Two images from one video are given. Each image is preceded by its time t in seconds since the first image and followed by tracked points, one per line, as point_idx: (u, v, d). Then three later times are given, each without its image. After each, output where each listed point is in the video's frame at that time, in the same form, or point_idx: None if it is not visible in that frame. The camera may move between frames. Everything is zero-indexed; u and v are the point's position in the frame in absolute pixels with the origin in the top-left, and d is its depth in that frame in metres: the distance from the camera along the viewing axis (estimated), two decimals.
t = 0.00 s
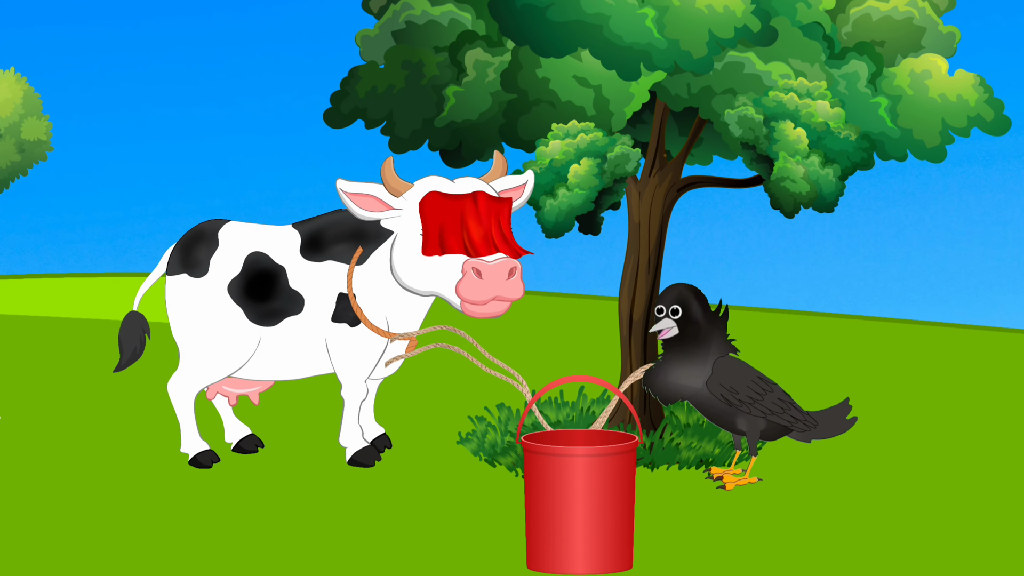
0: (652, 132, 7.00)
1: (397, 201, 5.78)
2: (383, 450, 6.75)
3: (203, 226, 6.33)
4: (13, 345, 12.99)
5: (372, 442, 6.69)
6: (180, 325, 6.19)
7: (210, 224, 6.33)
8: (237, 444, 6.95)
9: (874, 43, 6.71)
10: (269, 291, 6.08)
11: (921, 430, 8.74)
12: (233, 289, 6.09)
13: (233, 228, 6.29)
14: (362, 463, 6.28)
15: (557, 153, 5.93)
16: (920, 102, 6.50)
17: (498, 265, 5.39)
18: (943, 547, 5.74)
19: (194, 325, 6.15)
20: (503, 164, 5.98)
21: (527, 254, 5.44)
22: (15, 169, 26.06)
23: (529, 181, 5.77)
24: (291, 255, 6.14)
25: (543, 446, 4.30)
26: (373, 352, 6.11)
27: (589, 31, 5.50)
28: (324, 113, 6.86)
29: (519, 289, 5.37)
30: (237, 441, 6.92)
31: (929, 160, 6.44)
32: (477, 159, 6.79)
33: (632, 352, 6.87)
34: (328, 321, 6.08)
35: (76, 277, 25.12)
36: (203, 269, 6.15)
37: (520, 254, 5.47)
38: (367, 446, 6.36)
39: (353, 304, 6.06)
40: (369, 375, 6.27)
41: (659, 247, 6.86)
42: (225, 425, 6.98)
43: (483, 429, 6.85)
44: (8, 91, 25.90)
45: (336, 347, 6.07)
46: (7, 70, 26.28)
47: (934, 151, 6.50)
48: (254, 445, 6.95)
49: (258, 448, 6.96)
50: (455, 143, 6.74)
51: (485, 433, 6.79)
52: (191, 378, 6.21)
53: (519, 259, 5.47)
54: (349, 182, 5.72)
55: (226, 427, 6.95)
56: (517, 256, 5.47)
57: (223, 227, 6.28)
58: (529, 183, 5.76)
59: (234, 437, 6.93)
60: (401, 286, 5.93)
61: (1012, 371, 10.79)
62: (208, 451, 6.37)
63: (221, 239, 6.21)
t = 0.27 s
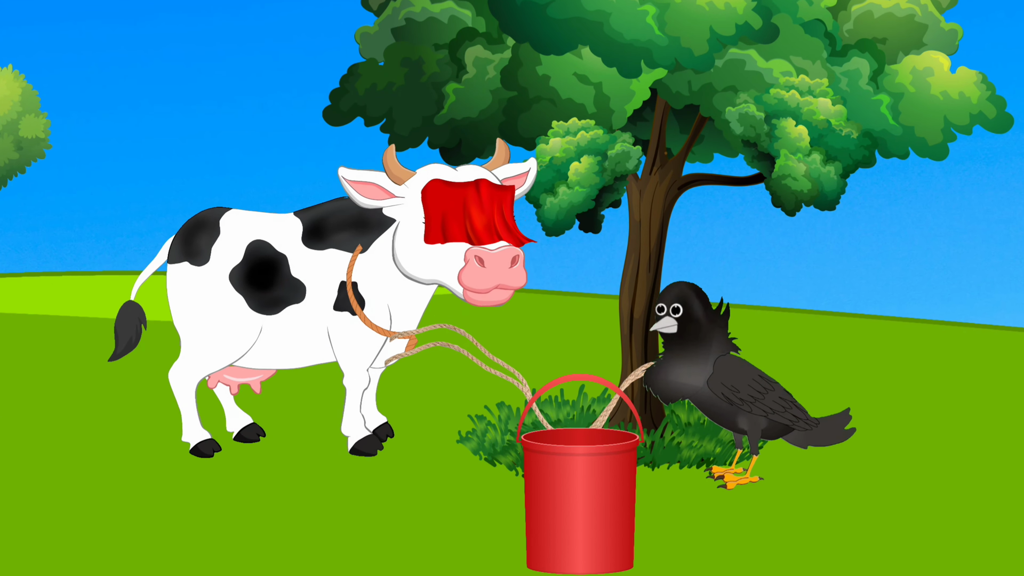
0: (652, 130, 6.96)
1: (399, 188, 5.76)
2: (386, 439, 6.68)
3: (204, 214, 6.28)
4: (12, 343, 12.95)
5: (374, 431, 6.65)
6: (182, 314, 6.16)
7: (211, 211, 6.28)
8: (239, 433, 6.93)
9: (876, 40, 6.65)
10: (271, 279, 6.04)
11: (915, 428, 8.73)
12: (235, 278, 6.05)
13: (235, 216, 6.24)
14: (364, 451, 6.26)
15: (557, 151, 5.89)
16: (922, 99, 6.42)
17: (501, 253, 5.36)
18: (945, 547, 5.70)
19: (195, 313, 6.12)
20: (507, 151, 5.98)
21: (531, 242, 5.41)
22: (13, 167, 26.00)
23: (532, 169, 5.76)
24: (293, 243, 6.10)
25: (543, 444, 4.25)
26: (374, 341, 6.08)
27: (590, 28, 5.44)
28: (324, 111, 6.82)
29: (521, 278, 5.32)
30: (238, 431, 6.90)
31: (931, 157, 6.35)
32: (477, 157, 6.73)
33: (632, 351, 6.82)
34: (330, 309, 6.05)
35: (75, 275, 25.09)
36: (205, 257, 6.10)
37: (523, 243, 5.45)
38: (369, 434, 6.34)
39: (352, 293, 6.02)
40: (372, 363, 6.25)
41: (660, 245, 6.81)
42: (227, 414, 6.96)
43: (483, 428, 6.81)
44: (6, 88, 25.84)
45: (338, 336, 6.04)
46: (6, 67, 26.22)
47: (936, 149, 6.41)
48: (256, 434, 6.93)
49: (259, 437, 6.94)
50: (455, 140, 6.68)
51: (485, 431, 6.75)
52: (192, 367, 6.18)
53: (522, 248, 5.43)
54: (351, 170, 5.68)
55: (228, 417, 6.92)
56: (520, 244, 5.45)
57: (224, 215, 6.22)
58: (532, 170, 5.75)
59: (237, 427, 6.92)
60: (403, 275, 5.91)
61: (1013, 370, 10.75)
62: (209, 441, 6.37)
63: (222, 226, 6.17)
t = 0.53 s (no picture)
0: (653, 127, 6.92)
1: (402, 176, 5.77)
2: (387, 428, 6.64)
3: (205, 202, 6.22)
4: (9, 341, 12.89)
5: (375, 420, 6.61)
6: (183, 302, 6.12)
7: (212, 199, 6.22)
8: (241, 422, 6.90)
9: (877, 37, 6.61)
10: (273, 268, 5.99)
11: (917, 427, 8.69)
12: (236, 266, 6.01)
13: (236, 204, 6.17)
14: (366, 441, 6.24)
15: (557, 149, 5.86)
16: (924, 97, 6.33)
17: (503, 241, 5.43)
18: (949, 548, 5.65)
19: (197, 302, 6.08)
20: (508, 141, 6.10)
21: (533, 231, 5.52)
22: (11, 165, 25.94)
23: (536, 157, 5.90)
24: (295, 231, 6.05)
25: (543, 443, 4.21)
26: (375, 331, 6.06)
27: (590, 25, 5.39)
28: (323, 108, 6.78)
29: (524, 266, 5.43)
30: (239, 420, 6.87)
31: (933, 155, 6.28)
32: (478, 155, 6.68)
33: (633, 349, 6.77)
34: (332, 298, 6.01)
35: (74, 274, 25.04)
36: (206, 245, 6.05)
37: (525, 231, 5.54)
38: (371, 423, 6.31)
39: (353, 281, 5.99)
40: (373, 353, 6.23)
41: (661, 244, 6.76)
42: (228, 402, 6.93)
43: (482, 427, 6.75)
44: (4, 86, 25.76)
45: (340, 324, 6.02)
46: (4, 65, 26.15)
47: (938, 147, 6.33)
48: (258, 423, 6.90)
49: (261, 426, 6.92)
50: (455, 138, 6.63)
51: (485, 430, 6.70)
52: (194, 355, 6.15)
53: (523, 236, 5.55)
54: (353, 158, 5.66)
55: (229, 405, 6.89)
56: (522, 233, 5.55)
57: (225, 203, 6.15)
58: (535, 159, 5.88)
59: (238, 415, 6.89)
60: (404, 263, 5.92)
61: (1015, 369, 10.71)
62: (211, 429, 6.34)
63: (224, 215, 6.10)
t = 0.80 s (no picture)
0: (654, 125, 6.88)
1: (404, 163, 5.80)
2: (390, 417, 6.61)
3: (206, 189, 6.21)
4: (9, 339, 12.87)
5: (378, 410, 6.57)
6: (184, 291, 6.11)
7: (213, 187, 6.22)
8: (242, 411, 6.88)
9: (879, 35, 6.55)
10: (275, 256, 6.00)
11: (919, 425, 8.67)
12: (238, 254, 6.01)
13: (237, 191, 6.15)
14: (368, 429, 6.27)
15: (558, 146, 5.83)
16: (926, 94, 6.26)
17: (505, 230, 5.49)
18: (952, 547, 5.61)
19: (198, 290, 6.07)
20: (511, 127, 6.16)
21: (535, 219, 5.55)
22: (10, 163, 25.89)
23: (538, 145, 5.90)
24: (297, 220, 6.06)
25: (543, 442, 4.17)
26: (379, 319, 6.08)
27: (591, 22, 5.33)
28: (322, 106, 6.75)
29: (527, 254, 5.50)
30: (241, 409, 6.85)
31: (935, 153, 6.22)
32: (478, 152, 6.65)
33: (634, 348, 6.73)
34: (334, 286, 6.03)
35: (73, 272, 25.00)
36: (208, 233, 6.04)
37: (527, 219, 5.58)
38: (373, 412, 6.34)
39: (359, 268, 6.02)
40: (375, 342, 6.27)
41: (662, 242, 6.72)
42: (230, 391, 6.91)
43: (483, 426, 6.71)
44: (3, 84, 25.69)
45: (342, 313, 6.04)
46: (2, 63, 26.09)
47: (940, 145, 6.27)
48: (259, 412, 6.89)
49: (263, 414, 6.90)
50: (455, 135, 6.61)
51: (485, 429, 6.65)
52: (195, 344, 6.14)
53: (526, 224, 5.60)
54: (355, 146, 5.70)
55: (230, 394, 6.87)
56: (525, 221, 5.59)
57: (226, 190, 6.14)
58: (538, 146, 5.89)
59: (239, 404, 6.86)
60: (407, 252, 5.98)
61: (1017, 367, 10.68)
62: (213, 419, 6.31)
63: (225, 202, 6.09)
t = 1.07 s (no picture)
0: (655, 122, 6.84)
1: (403, 159, 5.87)
2: (389, 414, 6.55)
3: (205, 185, 6.22)
4: (8, 338, 12.86)
5: (377, 406, 6.53)
6: (183, 287, 6.13)
7: (212, 183, 6.22)
8: (241, 407, 6.90)
9: (881, 32, 6.51)
10: (274, 252, 6.00)
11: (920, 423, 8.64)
12: (237, 250, 6.01)
13: (236, 187, 6.16)
14: (366, 426, 6.21)
15: (559, 144, 5.76)
16: (928, 91, 6.20)
17: (505, 225, 5.52)
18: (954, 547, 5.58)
19: (197, 286, 6.08)
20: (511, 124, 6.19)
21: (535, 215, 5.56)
22: (9, 159, 25.86)
23: (537, 140, 5.91)
24: (295, 215, 6.06)
25: (543, 441, 4.13)
26: (378, 313, 6.07)
27: (592, 20, 5.30)
28: (321, 103, 6.71)
29: (527, 249, 5.50)
30: (239, 406, 6.86)
31: (937, 151, 6.16)
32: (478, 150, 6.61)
33: (635, 346, 6.68)
34: (333, 282, 6.04)
35: (72, 269, 24.97)
36: (206, 229, 6.05)
37: (527, 214, 5.59)
38: (372, 409, 6.29)
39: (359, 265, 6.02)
40: (375, 337, 6.26)
41: (663, 240, 6.67)
42: (229, 388, 6.92)
43: (483, 425, 6.67)
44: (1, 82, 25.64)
45: (340, 308, 6.04)
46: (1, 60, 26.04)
47: (942, 142, 6.21)
48: (257, 409, 6.88)
49: (261, 412, 6.90)
50: (454, 133, 6.56)
51: (485, 428, 6.61)
52: (194, 339, 6.15)
53: (526, 220, 5.60)
54: (354, 141, 5.74)
55: (230, 390, 6.88)
56: (525, 216, 5.59)
57: (225, 186, 6.15)
58: (537, 142, 5.90)
59: (238, 401, 6.86)
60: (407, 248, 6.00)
61: (1018, 365, 10.65)
62: (211, 415, 6.30)
63: (224, 198, 6.10)
